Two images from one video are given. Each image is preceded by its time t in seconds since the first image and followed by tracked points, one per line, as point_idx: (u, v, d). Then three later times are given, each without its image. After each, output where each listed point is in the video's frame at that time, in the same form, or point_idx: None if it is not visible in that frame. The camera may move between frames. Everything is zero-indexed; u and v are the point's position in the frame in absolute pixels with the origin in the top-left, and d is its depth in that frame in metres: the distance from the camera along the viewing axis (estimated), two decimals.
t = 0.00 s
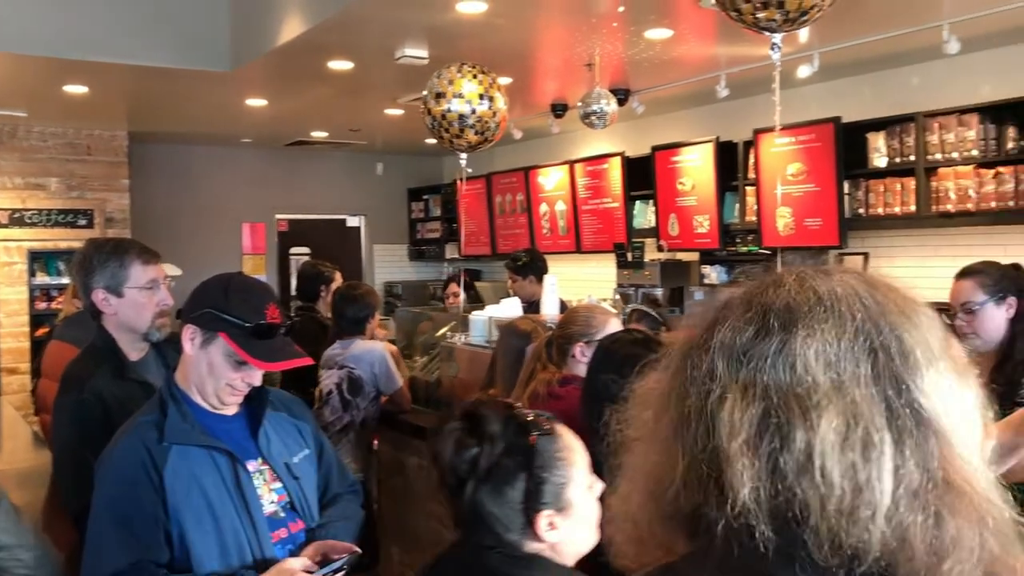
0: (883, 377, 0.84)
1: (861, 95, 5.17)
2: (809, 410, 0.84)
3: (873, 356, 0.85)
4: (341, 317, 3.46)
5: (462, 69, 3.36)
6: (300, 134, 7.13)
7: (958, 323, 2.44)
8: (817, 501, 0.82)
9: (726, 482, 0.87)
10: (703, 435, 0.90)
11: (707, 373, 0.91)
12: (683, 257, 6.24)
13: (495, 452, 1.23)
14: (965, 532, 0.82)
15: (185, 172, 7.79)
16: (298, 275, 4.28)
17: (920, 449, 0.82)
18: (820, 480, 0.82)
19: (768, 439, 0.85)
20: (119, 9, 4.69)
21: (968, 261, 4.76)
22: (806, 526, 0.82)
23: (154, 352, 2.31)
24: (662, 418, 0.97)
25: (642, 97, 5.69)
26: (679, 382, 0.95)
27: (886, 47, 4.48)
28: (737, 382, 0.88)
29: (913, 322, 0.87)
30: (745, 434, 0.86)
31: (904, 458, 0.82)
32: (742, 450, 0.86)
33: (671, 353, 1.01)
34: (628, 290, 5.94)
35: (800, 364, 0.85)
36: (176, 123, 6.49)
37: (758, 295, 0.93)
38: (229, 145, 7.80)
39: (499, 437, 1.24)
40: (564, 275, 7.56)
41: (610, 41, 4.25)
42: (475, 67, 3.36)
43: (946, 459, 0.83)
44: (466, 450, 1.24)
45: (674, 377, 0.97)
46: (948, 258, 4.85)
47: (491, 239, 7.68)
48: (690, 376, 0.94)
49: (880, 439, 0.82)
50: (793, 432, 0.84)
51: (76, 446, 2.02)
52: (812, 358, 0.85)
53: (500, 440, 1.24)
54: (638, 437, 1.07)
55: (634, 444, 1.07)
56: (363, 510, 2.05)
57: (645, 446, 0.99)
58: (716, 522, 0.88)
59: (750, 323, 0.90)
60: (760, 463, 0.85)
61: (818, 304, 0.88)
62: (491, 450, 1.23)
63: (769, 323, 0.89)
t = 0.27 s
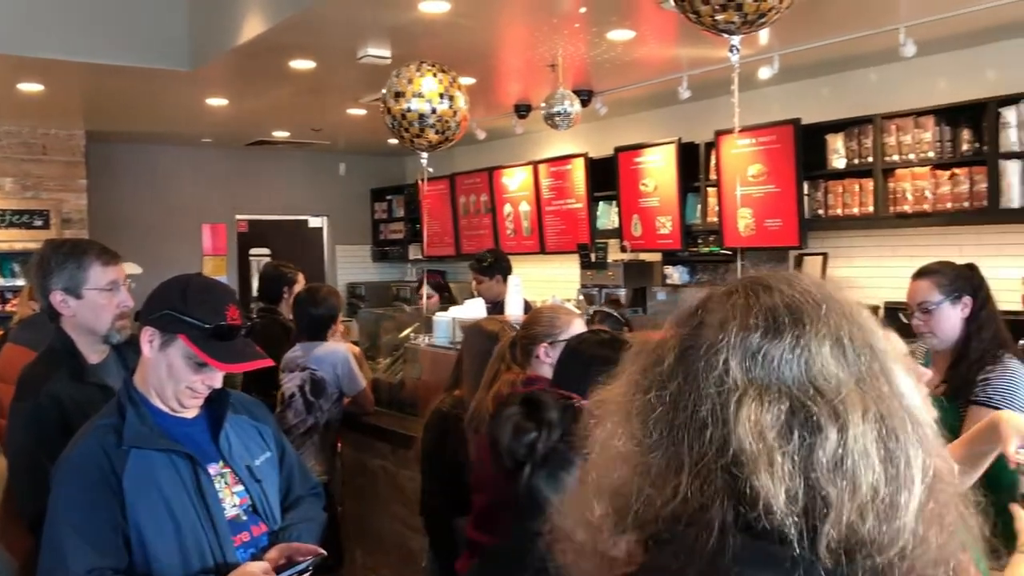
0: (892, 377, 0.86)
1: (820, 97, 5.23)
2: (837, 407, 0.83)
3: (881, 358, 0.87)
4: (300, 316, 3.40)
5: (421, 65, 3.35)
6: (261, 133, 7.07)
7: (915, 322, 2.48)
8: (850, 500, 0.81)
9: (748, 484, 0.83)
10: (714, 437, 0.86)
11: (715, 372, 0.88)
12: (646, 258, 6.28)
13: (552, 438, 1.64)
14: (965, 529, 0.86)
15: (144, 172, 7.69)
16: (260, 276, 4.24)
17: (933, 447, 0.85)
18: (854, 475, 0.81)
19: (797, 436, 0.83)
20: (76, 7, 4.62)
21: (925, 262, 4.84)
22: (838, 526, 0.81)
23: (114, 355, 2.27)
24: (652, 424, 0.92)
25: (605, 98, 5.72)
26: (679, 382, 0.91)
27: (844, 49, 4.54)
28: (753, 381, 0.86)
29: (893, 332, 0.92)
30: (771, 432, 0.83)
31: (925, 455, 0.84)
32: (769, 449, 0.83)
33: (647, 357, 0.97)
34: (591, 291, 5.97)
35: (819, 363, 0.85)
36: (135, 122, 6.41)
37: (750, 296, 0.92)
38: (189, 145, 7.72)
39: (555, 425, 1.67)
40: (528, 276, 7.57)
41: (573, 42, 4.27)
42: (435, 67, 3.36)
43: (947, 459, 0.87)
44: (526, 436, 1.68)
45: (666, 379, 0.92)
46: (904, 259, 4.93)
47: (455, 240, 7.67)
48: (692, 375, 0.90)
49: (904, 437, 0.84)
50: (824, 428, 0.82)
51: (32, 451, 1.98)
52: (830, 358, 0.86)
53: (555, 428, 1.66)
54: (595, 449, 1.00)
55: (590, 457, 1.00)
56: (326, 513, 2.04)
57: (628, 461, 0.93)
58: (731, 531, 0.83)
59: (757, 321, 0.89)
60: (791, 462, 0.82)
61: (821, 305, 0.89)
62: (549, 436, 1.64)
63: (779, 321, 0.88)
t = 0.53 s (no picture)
0: (874, 380, 0.88)
1: (781, 98, 5.29)
2: (826, 411, 0.84)
3: (864, 362, 0.88)
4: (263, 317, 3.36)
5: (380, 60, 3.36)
6: (222, 132, 6.99)
7: (874, 320, 2.51)
8: (840, 505, 0.81)
9: (737, 490, 0.83)
10: (701, 442, 0.86)
11: (700, 376, 0.88)
12: (610, 257, 6.31)
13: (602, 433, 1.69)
14: (947, 534, 0.87)
15: (102, 171, 7.57)
16: (222, 276, 4.19)
17: (916, 450, 0.87)
18: (843, 479, 0.82)
19: (785, 440, 0.83)
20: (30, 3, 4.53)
21: (883, 261, 4.91)
22: (828, 532, 0.81)
23: (72, 357, 2.23)
24: (635, 429, 0.91)
25: (568, 98, 5.73)
26: (662, 385, 0.90)
27: (805, 51, 4.59)
28: (738, 384, 0.86)
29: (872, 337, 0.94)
30: (759, 436, 0.83)
31: (909, 458, 0.85)
32: (759, 454, 0.83)
33: (624, 362, 0.97)
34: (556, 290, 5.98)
35: (806, 366, 0.86)
36: (92, 121, 6.30)
37: (731, 298, 0.92)
38: (148, 143, 7.61)
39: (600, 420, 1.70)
40: (492, 276, 7.57)
41: (537, 42, 4.27)
42: (391, 64, 3.34)
43: (929, 463, 0.88)
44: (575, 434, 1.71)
45: (647, 383, 0.92)
46: (863, 258, 5.00)
47: (419, 239, 7.64)
48: (676, 378, 0.89)
49: (889, 440, 0.85)
50: (813, 432, 0.83)
51: None
52: (816, 360, 0.86)
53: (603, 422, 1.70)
54: (569, 455, 0.99)
55: (564, 464, 0.99)
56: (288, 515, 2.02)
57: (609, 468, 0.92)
58: (721, 539, 0.83)
59: (741, 322, 0.89)
60: (781, 467, 0.82)
61: (803, 308, 0.90)
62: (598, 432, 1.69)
63: (763, 323, 0.89)
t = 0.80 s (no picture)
0: (847, 374, 0.88)
1: (743, 99, 5.33)
2: (800, 405, 0.83)
3: (836, 356, 0.88)
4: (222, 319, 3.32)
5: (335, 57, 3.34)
6: (183, 131, 6.90)
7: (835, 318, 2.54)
8: (816, 502, 0.81)
9: (712, 487, 0.82)
10: (674, 439, 0.85)
11: (672, 371, 0.87)
12: (574, 257, 6.32)
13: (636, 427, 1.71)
14: (924, 529, 0.87)
15: (60, 170, 7.44)
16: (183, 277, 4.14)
17: (892, 443, 0.87)
18: (820, 475, 0.81)
19: (761, 436, 0.82)
20: None
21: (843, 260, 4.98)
22: (804, 529, 0.80)
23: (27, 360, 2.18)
24: (607, 428, 0.90)
25: (533, 98, 5.73)
26: (633, 382, 0.89)
27: (766, 53, 4.63)
28: (711, 378, 0.85)
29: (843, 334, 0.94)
30: (734, 431, 0.83)
31: (884, 453, 0.85)
32: (735, 450, 0.82)
33: (595, 359, 0.96)
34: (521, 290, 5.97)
35: (779, 360, 0.86)
36: (48, 119, 6.19)
37: (702, 294, 0.92)
38: (107, 142, 7.49)
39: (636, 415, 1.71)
40: (457, 275, 7.56)
41: (501, 42, 4.27)
42: (346, 62, 3.31)
43: (904, 457, 0.88)
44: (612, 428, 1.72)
45: (619, 380, 0.91)
46: (823, 257, 5.06)
47: (383, 239, 7.61)
48: (648, 374, 0.89)
49: (865, 434, 0.85)
50: (788, 427, 0.82)
51: None
52: (788, 354, 0.86)
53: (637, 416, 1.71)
54: (539, 457, 0.98)
55: (534, 465, 0.97)
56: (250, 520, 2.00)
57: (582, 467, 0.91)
58: (699, 538, 0.81)
59: (713, 316, 0.89)
60: (756, 463, 0.82)
61: (775, 303, 0.90)
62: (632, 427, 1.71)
63: (736, 317, 0.88)
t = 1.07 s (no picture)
0: (772, 374, 0.77)
1: (707, 99, 5.37)
2: (711, 402, 0.73)
3: (762, 354, 0.77)
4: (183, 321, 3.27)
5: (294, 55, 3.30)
6: (144, 129, 6.81)
7: (798, 318, 2.56)
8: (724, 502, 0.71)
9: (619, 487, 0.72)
10: (574, 440, 0.75)
11: (584, 365, 0.77)
12: (540, 256, 6.33)
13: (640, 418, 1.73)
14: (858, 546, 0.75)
15: (17, 168, 7.31)
16: (144, 278, 4.08)
17: (818, 450, 0.76)
18: (731, 476, 0.71)
19: (666, 432, 0.73)
20: None
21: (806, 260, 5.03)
22: (711, 531, 0.71)
23: None
24: (516, 426, 0.79)
25: (499, 98, 5.73)
26: (547, 379, 0.79)
27: (730, 53, 4.67)
28: (624, 373, 0.75)
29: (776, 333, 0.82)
30: (640, 427, 0.73)
31: (808, 452, 0.75)
32: (640, 451, 0.72)
33: (511, 358, 0.86)
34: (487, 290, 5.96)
35: (693, 356, 0.75)
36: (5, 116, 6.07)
37: (624, 289, 0.81)
38: (66, 141, 7.38)
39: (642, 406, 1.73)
40: (423, 275, 7.53)
41: (467, 41, 4.26)
42: (306, 60, 3.28)
43: (837, 466, 0.77)
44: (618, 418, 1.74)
45: (535, 379, 0.80)
46: (786, 257, 5.11)
47: (348, 239, 7.56)
48: (554, 371, 0.79)
49: (781, 437, 0.74)
50: (695, 424, 0.73)
51: None
52: (705, 348, 0.76)
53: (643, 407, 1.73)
54: (462, 464, 0.87)
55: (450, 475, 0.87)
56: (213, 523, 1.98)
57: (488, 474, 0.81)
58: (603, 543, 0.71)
59: (628, 311, 0.78)
60: (662, 462, 0.72)
61: (698, 297, 0.80)
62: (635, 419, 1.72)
63: (651, 309, 0.78)
